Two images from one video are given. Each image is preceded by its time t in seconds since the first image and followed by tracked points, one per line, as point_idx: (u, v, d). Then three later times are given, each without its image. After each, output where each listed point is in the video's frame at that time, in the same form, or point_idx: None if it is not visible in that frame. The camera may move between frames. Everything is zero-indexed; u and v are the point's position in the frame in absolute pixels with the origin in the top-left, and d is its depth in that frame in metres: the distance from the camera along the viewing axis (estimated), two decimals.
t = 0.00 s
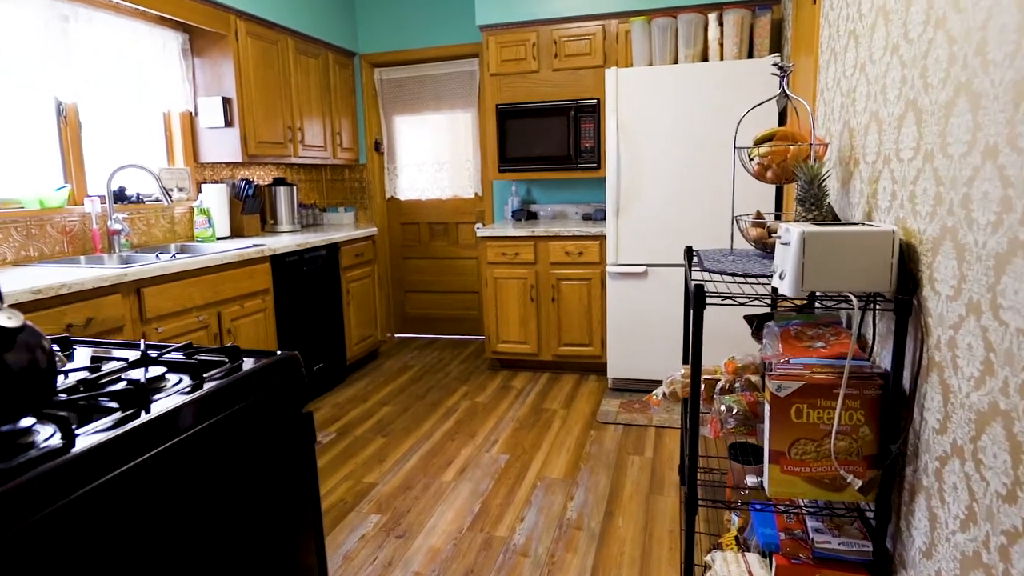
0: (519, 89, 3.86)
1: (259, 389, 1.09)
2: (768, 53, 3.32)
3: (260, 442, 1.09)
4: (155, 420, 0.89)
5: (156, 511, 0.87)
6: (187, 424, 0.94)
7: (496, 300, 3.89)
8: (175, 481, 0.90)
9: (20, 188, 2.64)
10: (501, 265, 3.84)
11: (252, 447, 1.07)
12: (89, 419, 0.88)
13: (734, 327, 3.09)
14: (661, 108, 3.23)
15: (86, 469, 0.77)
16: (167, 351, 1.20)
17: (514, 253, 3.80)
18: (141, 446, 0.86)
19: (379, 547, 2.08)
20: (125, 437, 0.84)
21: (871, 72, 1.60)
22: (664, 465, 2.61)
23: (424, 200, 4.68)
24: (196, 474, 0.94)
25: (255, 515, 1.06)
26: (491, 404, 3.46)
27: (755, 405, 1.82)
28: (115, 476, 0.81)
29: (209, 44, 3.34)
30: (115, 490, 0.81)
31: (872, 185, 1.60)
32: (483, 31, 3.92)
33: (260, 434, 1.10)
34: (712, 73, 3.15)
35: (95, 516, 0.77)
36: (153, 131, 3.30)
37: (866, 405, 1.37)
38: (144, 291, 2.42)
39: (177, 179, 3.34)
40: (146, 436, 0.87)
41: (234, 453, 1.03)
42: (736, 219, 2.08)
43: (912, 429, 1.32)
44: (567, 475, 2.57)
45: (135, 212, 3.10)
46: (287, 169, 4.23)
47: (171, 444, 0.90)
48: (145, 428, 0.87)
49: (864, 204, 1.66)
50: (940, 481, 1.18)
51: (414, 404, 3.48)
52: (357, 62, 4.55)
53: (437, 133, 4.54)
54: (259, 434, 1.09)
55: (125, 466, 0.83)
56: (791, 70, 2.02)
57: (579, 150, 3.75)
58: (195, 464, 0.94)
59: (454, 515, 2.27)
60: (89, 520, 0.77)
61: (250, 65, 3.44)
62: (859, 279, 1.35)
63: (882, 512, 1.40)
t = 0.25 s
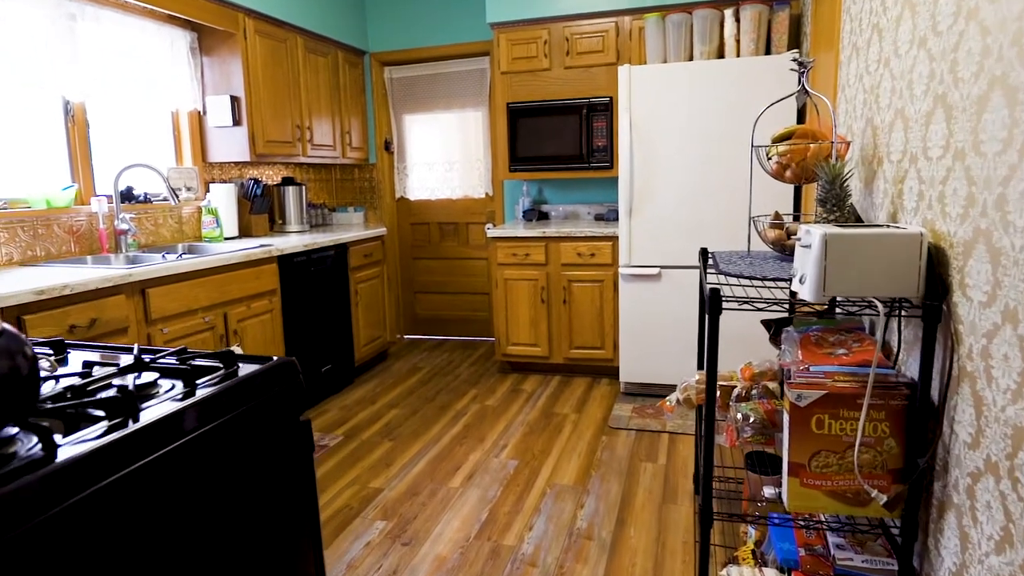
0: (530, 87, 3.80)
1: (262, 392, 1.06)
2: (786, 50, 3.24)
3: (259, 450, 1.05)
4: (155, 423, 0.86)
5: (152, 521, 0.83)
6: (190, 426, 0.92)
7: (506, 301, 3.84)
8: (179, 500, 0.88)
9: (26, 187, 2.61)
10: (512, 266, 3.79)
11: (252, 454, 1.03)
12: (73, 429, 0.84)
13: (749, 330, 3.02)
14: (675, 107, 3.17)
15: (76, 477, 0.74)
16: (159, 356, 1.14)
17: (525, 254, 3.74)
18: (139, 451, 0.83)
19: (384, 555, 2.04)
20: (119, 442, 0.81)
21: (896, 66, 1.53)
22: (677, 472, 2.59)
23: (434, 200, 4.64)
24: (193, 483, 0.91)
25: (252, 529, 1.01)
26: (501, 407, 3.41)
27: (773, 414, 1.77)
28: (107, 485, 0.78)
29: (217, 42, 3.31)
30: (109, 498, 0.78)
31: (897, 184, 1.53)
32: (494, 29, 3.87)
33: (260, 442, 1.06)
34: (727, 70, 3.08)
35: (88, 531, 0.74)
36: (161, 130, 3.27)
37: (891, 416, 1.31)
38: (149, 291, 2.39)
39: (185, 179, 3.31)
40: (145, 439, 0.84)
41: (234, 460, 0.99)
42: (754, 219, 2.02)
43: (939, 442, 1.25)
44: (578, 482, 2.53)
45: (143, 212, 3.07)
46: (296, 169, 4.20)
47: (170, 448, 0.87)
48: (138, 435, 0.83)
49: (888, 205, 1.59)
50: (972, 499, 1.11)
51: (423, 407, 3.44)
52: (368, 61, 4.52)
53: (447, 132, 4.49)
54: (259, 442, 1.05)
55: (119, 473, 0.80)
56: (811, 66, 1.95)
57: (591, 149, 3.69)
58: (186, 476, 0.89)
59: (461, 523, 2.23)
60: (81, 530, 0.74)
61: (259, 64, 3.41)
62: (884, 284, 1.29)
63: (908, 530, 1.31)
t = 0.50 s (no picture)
0: (544, 86, 3.74)
1: (264, 400, 1.02)
2: (807, 46, 3.15)
3: (258, 462, 1.00)
4: (155, 430, 0.83)
5: (148, 536, 0.79)
6: (192, 433, 0.88)
7: (517, 304, 3.78)
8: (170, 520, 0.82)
9: (35, 186, 2.58)
10: (524, 268, 3.73)
11: (252, 465, 0.99)
12: (55, 443, 0.79)
13: (767, 335, 2.97)
14: (693, 107, 3.12)
15: (67, 489, 0.70)
16: (154, 363, 1.09)
17: (537, 256, 3.68)
18: (137, 459, 0.79)
19: (390, 566, 1.99)
20: (114, 450, 0.77)
21: (924, 61, 1.45)
22: (692, 480, 2.55)
23: (446, 200, 4.59)
24: (190, 497, 0.86)
25: (248, 548, 0.96)
26: (511, 412, 3.35)
27: (794, 426, 1.73)
28: (99, 497, 0.73)
29: (226, 41, 3.27)
30: (103, 510, 0.74)
31: (926, 185, 1.46)
32: (506, 26, 3.81)
33: (259, 453, 1.01)
34: (744, 68, 3.03)
35: (70, 556, 0.69)
36: (171, 130, 3.24)
37: (921, 431, 1.23)
38: (154, 293, 2.35)
39: (195, 180, 3.29)
40: (145, 446, 0.81)
41: (234, 471, 0.95)
42: (775, 221, 1.96)
43: (974, 461, 1.18)
44: (589, 491, 2.49)
45: (151, 212, 3.04)
46: (307, 169, 4.17)
47: (168, 457, 0.83)
48: (122, 449, 0.78)
49: (917, 207, 1.52)
50: (1011, 523, 1.04)
51: (432, 411, 3.39)
52: (379, 60, 4.48)
53: (459, 132, 4.44)
54: (258, 453, 1.00)
55: (113, 484, 0.76)
56: (835, 62, 1.88)
57: (605, 149, 3.63)
58: (177, 493, 0.84)
59: (469, 532, 2.18)
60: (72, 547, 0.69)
61: (269, 63, 3.38)
62: (917, 291, 1.21)
63: (939, 552, 1.25)
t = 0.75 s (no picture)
0: (558, 85, 3.67)
1: (270, 410, 0.98)
2: (830, 44, 3.06)
3: (260, 477, 0.96)
4: (160, 440, 0.80)
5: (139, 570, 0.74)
6: (197, 443, 0.85)
7: (531, 306, 3.72)
8: (157, 546, 0.77)
9: (44, 187, 2.56)
10: (537, 270, 3.66)
11: (254, 480, 0.95)
12: (32, 464, 0.73)
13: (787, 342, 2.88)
14: (713, 107, 3.05)
15: (47, 513, 0.65)
16: (145, 374, 1.04)
17: (551, 258, 3.61)
18: (140, 471, 0.76)
19: None
20: (114, 463, 0.74)
21: (959, 57, 1.37)
22: (709, 492, 2.47)
23: (459, 201, 4.54)
24: (187, 515, 0.81)
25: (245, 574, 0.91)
26: (524, 418, 3.29)
27: (818, 439, 1.67)
28: (77, 526, 0.68)
29: (238, 40, 3.24)
30: (100, 525, 0.70)
31: (962, 187, 1.38)
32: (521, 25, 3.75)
33: (260, 468, 0.96)
34: (764, 66, 2.95)
35: None
36: (182, 130, 3.21)
37: (960, 451, 1.16)
38: (162, 295, 2.31)
39: (206, 180, 3.26)
40: (150, 455, 0.79)
41: (236, 486, 0.91)
42: (799, 224, 1.88)
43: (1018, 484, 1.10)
44: (602, 501, 2.42)
45: (162, 213, 3.01)
46: (319, 170, 4.13)
47: (172, 468, 0.80)
48: (104, 472, 0.72)
49: (952, 212, 1.43)
50: None
51: (443, 415, 3.34)
52: (392, 60, 4.44)
53: (472, 132, 4.39)
54: (260, 468, 0.96)
55: (112, 498, 0.72)
56: (864, 57, 1.79)
57: (621, 149, 3.55)
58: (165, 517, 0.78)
59: (478, 544, 2.14)
60: (66, 563, 0.66)
61: (281, 63, 3.35)
62: (957, 301, 1.13)
63: None
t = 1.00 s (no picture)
0: (575, 85, 3.61)
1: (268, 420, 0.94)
2: (856, 41, 2.97)
3: (258, 492, 0.92)
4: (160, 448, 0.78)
5: None
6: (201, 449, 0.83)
7: (545, 310, 3.65)
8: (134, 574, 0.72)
9: (55, 188, 2.54)
10: (552, 273, 3.59)
11: (252, 499, 0.90)
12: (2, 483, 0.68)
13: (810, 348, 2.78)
14: (733, 105, 2.97)
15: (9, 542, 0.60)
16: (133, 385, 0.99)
17: (566, 261, 3.54)
18: (140, 480, 0.75)
19: None
20: (110, 474, 0.71)
21: (1000, 49, 1.29)
22: (728, 504, 2.39)
23: (473, 203, 4.48)
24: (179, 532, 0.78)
25: None
26: (537, 424, 3.22)
27: (846, 454, 1.60)
28: (42, 555, 0.63)
29: (251, 40, 3.21)
30: (96, 537, 0.68)
31: (1003, 187, 1.29)
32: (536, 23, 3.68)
33: (258, 482, 0.92)
34: (785, 63, 2.86)
35: None
36: (195, 130, 3.18)
37: (1004, 472, 1.08)
38: (170, 297, 2.28)
39: (218, 181, 3.23)
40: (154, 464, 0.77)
41: (235, 505, 0.87)
42: (826, 227, 1.79)
43: None
44: (617, 512, 2.35)
45: (173, 214, 2.98)
46: (332, 170, 4.10)
47: (173, 479, 0.78)
48: (76, 496, 0.67)
49: (992, 215, 1.34)
50: None
51: (455, 420, 3.28)
52: (407, 60, 4.40)
53: (487, 133, 4.33)
54: (254, 486, 0.91)
55: (94, 517, 0.68)
56: (896, 52, 1.71)
57: (638, 150, 3.48)
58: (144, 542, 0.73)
59: (489, 555, 2.08)
60: None
61: (294, 63, 3.31)
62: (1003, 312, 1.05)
63: None
